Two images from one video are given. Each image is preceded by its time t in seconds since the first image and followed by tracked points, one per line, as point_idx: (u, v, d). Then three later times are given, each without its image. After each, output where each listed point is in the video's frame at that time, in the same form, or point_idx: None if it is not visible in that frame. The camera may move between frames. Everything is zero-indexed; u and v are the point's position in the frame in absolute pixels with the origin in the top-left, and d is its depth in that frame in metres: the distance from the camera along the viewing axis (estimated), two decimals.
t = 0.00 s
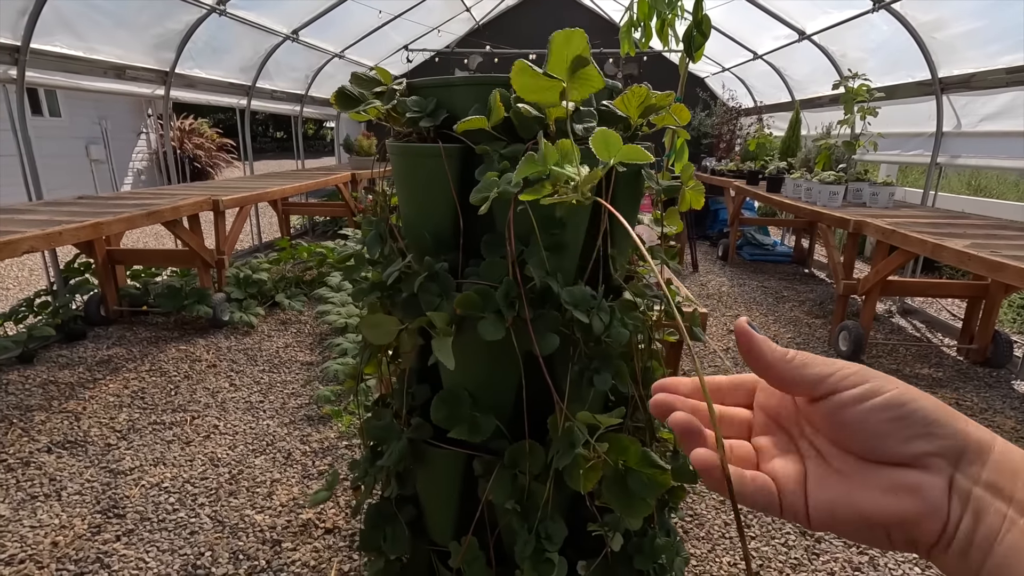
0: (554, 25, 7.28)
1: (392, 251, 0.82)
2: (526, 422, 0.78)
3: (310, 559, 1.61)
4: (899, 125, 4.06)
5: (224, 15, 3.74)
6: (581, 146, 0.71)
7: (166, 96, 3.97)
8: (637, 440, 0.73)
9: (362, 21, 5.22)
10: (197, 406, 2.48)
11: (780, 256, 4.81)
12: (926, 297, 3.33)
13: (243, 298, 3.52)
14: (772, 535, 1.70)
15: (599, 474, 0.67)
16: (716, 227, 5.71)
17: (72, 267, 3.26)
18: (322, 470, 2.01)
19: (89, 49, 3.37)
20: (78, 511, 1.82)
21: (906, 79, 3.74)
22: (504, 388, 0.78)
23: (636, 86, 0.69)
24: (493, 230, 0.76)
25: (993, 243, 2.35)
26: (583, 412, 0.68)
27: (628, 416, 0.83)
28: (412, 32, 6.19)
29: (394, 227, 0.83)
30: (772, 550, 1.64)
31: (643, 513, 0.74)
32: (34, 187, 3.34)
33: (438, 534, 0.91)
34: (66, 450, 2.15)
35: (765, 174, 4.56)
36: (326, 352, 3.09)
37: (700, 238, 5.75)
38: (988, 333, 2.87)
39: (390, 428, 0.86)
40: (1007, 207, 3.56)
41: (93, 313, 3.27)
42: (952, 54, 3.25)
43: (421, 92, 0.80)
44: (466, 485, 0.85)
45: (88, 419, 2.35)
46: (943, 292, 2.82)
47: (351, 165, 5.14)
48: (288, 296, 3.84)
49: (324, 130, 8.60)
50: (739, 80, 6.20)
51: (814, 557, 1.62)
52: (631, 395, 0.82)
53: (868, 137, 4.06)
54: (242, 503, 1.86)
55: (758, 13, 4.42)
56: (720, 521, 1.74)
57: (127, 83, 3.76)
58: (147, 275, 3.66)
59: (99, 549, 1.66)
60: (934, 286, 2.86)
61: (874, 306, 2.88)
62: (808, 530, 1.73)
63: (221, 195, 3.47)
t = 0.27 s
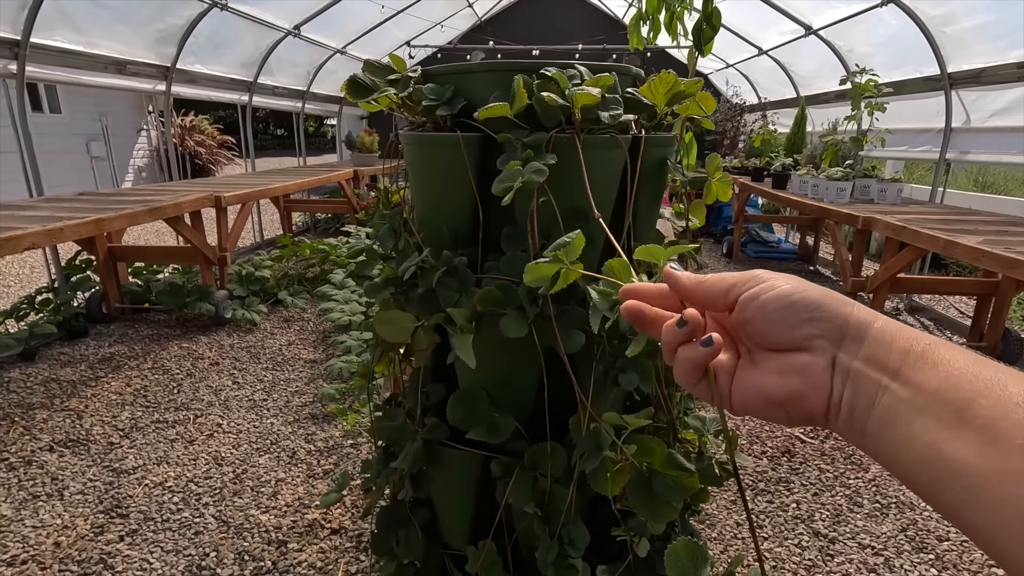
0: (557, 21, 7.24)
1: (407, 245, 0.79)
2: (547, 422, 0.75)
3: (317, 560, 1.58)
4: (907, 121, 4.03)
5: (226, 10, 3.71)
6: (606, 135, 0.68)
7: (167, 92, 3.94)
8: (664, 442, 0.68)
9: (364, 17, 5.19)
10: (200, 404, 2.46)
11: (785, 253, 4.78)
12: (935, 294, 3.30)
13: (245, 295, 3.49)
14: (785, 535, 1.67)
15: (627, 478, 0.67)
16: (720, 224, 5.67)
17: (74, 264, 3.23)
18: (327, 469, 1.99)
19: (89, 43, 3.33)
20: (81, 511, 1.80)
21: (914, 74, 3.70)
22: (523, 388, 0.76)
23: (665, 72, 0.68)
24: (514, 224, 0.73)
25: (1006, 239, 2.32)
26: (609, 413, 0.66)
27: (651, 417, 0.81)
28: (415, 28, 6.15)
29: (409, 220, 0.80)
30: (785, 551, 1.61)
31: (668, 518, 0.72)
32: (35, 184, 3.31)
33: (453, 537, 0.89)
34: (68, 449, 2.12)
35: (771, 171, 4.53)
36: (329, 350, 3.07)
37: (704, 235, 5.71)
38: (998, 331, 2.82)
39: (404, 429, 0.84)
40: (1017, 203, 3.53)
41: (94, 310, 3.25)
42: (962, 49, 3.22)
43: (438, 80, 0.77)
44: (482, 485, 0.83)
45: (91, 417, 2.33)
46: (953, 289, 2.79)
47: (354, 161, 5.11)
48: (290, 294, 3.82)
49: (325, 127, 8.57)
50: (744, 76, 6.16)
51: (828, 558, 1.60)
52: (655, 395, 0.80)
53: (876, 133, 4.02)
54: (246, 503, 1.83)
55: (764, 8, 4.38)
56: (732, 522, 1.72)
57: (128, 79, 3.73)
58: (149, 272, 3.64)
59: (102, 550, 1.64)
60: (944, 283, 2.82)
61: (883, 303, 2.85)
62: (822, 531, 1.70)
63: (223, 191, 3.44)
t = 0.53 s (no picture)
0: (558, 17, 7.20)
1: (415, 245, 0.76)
2: (560, 428, 0.73)
3: (318, 564, 1.55)
4: (912, 118, 3.99)
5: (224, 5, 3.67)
6: (624, 130, 0.66)
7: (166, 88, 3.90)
8: (682, 448, 0.67)
9: (363, 13, 5.14)
10: (200, 404, 2.43)
11: (787, 251, 4.75)
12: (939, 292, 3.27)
13: (245, 293, 3.46)
14: (793, 538, 1.65)
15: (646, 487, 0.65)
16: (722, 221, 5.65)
17: (71, 262, 3.20)
18: (329, 471, 1.96)
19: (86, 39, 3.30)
20: (79, 514, 1.77)
21: (919, 71, 3.67)
22: (535, 393, 0.73)
23: (685, 64, 0.65)
24: (525, 223, 0.71)
25: (1014, 237, 2.29)
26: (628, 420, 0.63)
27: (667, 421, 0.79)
28: (415, 24, 6.11)
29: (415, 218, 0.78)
30: (794, 554, 1.59)
31: (686, 527, 0.69)
32: (32, 181, 3.27)
33: (461, 544, 0.86)
34: (66, 450, 2.09)
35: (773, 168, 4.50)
36: (330, 349, 3.04)
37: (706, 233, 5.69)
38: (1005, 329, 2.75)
39: (411, 434, 0.81)
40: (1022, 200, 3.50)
41: (92, 309, 3.21)
42: (967, 45, 3.19)
43: (447, 73, 0.74)
44: (492, 492, 0.81)
45: (88, 417, 2.30)
46: (958, 287, 2.75)
47: (353, 158, 5.07)
48: (290, 292, 3.78)
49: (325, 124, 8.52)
50: (746, 73, 6.13)
51: (838, 561, 1.57)
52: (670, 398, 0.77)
53: (880, 130, 3.99)
54: (247, 505, 1.81)
55: (767, 4, 4.35)
56: (739, 523, 1.69)
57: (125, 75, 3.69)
58: (147, 271, 3.60)
59: (100, 554, 1.61)
60: (949, 281, 2.79)
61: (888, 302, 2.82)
62: (830, 533, 1.67)
63: (222, 188, 3.41)
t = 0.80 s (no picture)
0: (556, 12, 7.14)
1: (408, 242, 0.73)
2: (560, 435, 0.69)
3: (312, 568, 1.52)
4: (913, 114, 3.96)
5: None
6: (628, 120, 0.62)
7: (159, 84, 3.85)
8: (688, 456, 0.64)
9: (360, 7, 5.09)
10: (193, 404, 2.39)
11: (787, 248, 4.72)
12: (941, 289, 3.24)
13: (240, 291, 3.41)
14: (796, 540, 1.62)
15: (651, 499, 0.62)
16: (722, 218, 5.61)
17: (64, 260, 3.15)
18: (323, 472, 1.93)
19: (77, 33, 3.25)
20: (67, 517, 1.73)
21: (921, 66, 3.63)
22: (533, 398, 0.69)
23: (693, 49, 0.61)
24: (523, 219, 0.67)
25: (1019, 234, 2.26)
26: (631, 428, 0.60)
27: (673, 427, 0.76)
28: (412, 19, 6.06)
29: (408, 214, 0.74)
30: (797, 557, 1.56)
31: (692, 538, 0.66)
32: (23, 177, 3.22)
33: (457, 554, 0.83)
34: (55, 451, 2.06)
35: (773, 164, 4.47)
36: (326, 348, 3.00)
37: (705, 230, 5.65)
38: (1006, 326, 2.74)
39: (405, 440, 0.77)
40: None
41: (85, 308, 3.17)
42: (970, 40, 3.15)
43: (440, 61, 0.70)
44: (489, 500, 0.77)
45: (79, 418, 2.26)
46: (960, 284, 2.71)
47: (350, 155, 5.03)
48: (286, 290, 3.74)
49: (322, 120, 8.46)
50: (745, 69, 6.09)
51: (842, 564, 1.54)
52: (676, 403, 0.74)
53: (881, 126, 3.96)
54: (239, 508, 1.77)
55: None
56: (742, 526, 1.65)
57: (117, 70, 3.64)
58: (141, 269, 3.55)
59: (89, 558, 1.57)
60: (951, 279, 2.75)
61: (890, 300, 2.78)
62: (834, 535, 1.64)
63: (217, 185, 3.36)
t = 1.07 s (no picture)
0: (555, 10, 7.10)
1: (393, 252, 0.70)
2: (551, 453, 0.67)
3: None
4: (915, 112, 3.92)
5: None
6: (621, 126, 0.59)
7: (154, 82, 3.82)
8: (684, 476, 0.62)
9: (357, 5, 5.05)
10: (187, 407, 2.37)
11: (787, 247, 4.69)
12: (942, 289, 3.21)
13: (235, 292, 3.38)
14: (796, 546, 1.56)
15: (645, 524, 0.60)
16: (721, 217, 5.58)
17: (57, 261, 3.12)
18: (317, 478, 1.90)
19: (70, 31, 3.21)
20: (56, 524, 1.71)
21: (922, 64, 3.60)
22: (522, 415, 0.67)
23: (690, 52, 0.58)
24: (511, 229, 0.65)
25: (1022, 235, 2.23)
26: (624, 449, 0.57)
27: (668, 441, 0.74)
28: (410, 17, 6.01)
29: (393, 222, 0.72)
30: (796, 565, 1.50)
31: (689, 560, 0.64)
32: (16, 177, 3.19)
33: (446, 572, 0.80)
34: (46, 456, 2.03)
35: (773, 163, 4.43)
36: (321, 349, 2.97)
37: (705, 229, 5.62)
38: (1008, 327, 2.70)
39: (391, 456, 0.74)
40: None
41: (79, 308, 3.14)
42: (972, 38, 3.12)
43: (426, 63, 0.68)
44: (478, 519, 0.75)
45: (71, 422, 2.23)
46: (961, 285, 2.68)
47: (347, 154, 4.99)
48: (282, 290, 3.71)
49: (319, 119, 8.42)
50: (745, 67, 6.05)
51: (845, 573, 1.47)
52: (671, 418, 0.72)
53: (882, 124, 3.92)
54: (231, 514, 1.75)
55: None
56: (740, 532, 1.60)
57: (111, 69, 3.61)
58: (136, 269, 3.52)
59: (77, 567, 1.55)
60: (952, 279, 2.71)
61: (891, 301, 2.74)
62: (835, 543, 1.58)
63: (211, 185, 3.33)
